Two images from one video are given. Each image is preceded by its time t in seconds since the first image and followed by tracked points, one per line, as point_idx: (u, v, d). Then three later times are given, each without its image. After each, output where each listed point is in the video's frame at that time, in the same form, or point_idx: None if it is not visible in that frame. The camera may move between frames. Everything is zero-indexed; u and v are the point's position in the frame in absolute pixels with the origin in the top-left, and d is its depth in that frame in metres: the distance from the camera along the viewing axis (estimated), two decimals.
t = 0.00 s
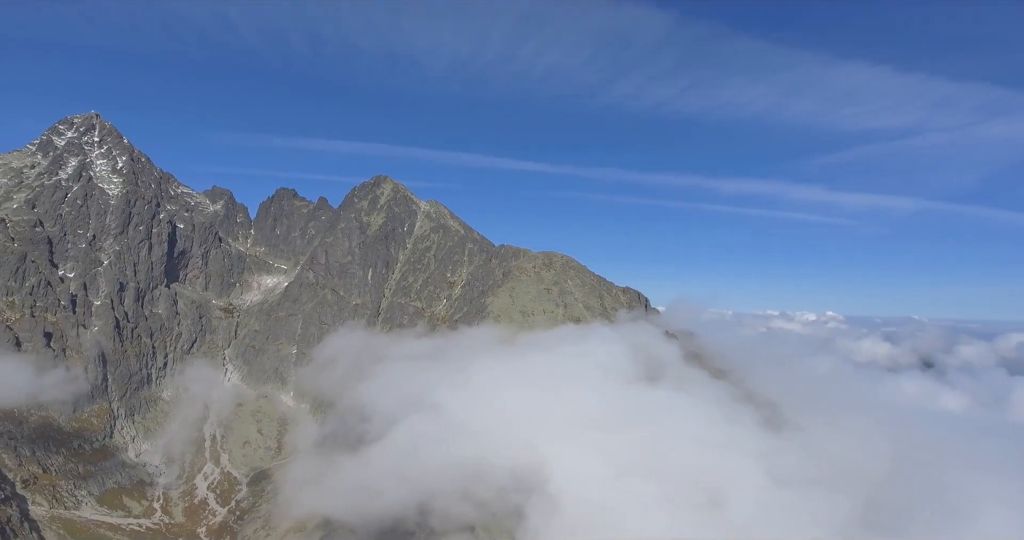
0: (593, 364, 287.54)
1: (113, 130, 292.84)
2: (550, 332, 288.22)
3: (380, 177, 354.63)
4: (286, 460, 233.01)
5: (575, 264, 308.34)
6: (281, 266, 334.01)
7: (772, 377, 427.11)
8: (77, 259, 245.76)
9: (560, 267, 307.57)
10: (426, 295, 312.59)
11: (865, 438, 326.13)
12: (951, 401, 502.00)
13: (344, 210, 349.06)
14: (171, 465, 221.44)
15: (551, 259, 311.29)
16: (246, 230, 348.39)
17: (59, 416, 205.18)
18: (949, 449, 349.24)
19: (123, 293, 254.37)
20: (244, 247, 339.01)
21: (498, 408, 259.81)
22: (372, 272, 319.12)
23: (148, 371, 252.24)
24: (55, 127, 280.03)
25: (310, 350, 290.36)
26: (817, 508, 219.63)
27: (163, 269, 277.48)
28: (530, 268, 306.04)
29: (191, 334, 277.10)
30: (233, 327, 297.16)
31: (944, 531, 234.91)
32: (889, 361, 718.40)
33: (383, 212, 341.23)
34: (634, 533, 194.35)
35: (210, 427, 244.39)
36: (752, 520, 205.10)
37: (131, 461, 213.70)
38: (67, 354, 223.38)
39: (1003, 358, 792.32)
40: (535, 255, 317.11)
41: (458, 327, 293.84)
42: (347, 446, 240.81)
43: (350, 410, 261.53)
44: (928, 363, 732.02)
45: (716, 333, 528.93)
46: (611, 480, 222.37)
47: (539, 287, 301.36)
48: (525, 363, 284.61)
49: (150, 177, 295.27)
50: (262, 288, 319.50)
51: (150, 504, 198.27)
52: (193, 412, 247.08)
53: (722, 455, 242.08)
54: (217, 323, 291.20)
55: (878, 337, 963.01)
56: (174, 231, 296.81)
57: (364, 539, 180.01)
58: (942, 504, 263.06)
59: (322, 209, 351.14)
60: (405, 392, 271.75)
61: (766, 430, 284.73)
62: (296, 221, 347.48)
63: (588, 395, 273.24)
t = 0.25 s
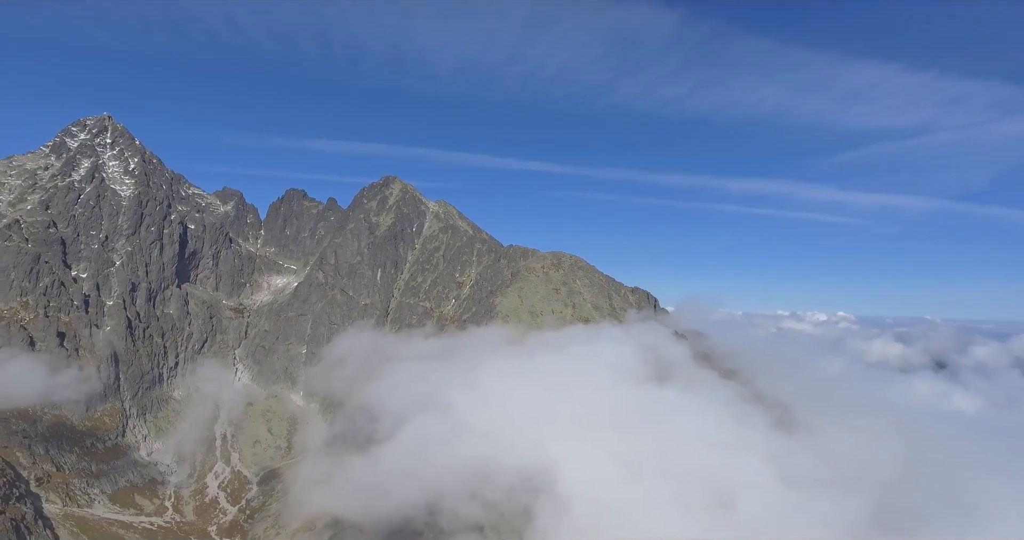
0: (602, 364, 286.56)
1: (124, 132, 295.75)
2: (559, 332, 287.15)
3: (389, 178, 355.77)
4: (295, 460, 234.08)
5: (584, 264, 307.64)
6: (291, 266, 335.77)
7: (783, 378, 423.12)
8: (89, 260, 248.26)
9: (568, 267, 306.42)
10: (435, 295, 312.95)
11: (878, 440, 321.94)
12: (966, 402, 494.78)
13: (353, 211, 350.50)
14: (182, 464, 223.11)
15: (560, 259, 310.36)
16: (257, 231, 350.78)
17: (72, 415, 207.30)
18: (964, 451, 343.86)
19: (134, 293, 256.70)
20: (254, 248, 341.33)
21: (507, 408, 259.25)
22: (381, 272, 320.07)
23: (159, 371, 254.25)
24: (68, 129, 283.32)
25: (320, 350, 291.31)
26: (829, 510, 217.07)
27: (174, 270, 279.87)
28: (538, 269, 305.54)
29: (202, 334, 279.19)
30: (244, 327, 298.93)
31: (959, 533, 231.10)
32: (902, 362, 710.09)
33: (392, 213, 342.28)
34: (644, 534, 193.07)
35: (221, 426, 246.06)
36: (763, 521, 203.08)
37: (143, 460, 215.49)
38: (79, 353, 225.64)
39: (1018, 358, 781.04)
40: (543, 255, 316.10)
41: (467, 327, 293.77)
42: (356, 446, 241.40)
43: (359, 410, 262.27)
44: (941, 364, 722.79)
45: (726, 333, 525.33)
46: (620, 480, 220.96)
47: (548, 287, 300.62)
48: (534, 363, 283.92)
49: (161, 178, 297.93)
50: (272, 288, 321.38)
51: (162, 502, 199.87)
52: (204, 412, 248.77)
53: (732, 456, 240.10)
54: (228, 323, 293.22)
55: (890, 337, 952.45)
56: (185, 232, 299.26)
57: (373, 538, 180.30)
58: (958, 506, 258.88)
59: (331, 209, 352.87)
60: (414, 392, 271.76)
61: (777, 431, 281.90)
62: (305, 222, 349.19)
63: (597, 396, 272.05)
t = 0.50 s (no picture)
0: (610, 365, 285.23)
1: (136, 134, 298.51)
2: (567, 333, 285.81)
3: (398, 178, 356.95)
4: (305, 459, 235.01)
5: (592, 264, 305.47)
6: (301, 267, 337.28)
7: (794, 379, 419.16)
8: (102, 260, 250.60)
9: (576, 267, 305.56)
10: (443, 296, 313.14)
11: (890, 441, 317.98)
12: (980, 404, 487.83)
13: (362, 211, 351.83)
14: (193, 463, 224.56)
15: (568, 259, 309.30)
16: (266, 231, 352.85)
17: (85, 414, 209.19)
18: (980, 452, 338.64)
19: (146, 294, 258.82)
20: (264, 248, 343.28)
21: (515, 408, 258.49)
22: (390, 272, 320.91)
23: (170, 371, 256.08)
24: (81, 131, 286.39)
25: (329, 350, 291.92)
26: (842, 511, 214.45)
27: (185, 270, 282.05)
28: (547, 269, 304.68)
29: (212, 334, 280.93)
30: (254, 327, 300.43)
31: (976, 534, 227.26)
32: (914, 363, 701.56)
33: (400, 213, 343.30)
34: (653, 535, 191.72)
35: (232, 426, 247.47)
36: (774, 523, 201.01)
37: (154, 459, 217.07)
38: (92, 353, 227.72)
39: None
40: (552, 255, 315.60)
41: (475, 328, 293.62)
42: (365, 446, 241.88)
43: (367, 410, 262.71)
44: (954, 365, 713.66)
45: (735, 334, 521.87)
46: (629, 482, 219.49)
47: (556, 287, 299.66)
48: (542, 363, 283.15)
49: (172, 179, 300.32)
50: (281, 289, 322.99)
51: (173, 501, 201.23)
52: (215, 412, 250.30)
53: (742, 457, 238.17)
54: (238, 323, 295.00)
55: (902, 338, 942.32)
56: (196, 232, 301.44)
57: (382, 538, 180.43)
58: (973, 507, 254.63)
59: (340, 210, 354.57)
60: (423, 392, 271.74)
61: (788, 433, 279.09)
62: (314, 223, 350.91)
63: (606, 396, 270.77)
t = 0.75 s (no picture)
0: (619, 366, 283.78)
1: (147, 135, 301.19)
2: (576, 333, 283.91)
3: (406, 179, 357.53)
4: (314, 459, 235.95)
5: (600, 264, 304.74)
6: (310, 267, 338.77)
7: (805, 379, 415.33)
8: (114, 261, 252.97)
9: (584, 267, 304.23)
10: (451, 296, 313.24)
11: (903, 443, 313.87)
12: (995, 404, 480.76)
13: (371, 212, 352.81)
14: (204, 462, 226.12)
15: (576, 259, 308.30)
16: (276, 232, 354.81)
17: (97, 413, 211.31)
18: (995, 454, 333.36)
19: (157, 294, 261.13)
20: (274, 249, 345.24)
21: (524, 409, 257.82)
22: (398, 273, 321.55)
23: (181, 371, 258.06)
24: (93, 133, 289.74)
25: (338, 350, 292.43)
26: (855, 513, 212.09)
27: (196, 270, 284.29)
28: (555, 269, 303.75)
29: (223, 334, 282.81)
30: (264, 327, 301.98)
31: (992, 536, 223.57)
32: (927, 363, 693.40)
33: (409, 214, 343.93)
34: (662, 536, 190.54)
35: (242, 425, 248.96)
36: (785, 524, 198.96)
37: (166, 458, 218.83)
38: (104, 353, 229.89)
39: None
40: (560, 255, 315.07)
41: (483, 328, 293.41)
42: (374, 446, 242.38)
43: (376, 410, 263.17)
44: (968, 365, 704.56)
45: (745, 333, 518.47)
46: (638, 482, 218.25)
47: (565, 287, 298.66)
48: (551, 363, 282.27)
49: (183, 180, 302.67)
50: (291, 289, 324.57)
51: (184, 499, 202.74)
52: (225, 411, 251.90)
53: (752, 459, 236.19)
54: (248, 323, 296.72)
55: (914, 338, 932.39)
56: (206, 233, 303.64)
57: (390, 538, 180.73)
58: (989, 509, 250.53)
59: (349, 211, 355.88)
60: (432, 392, 271.74)
61: (799, 434, 276.24)
62: (323, 223, 352.28)
63: (615, 397, 269.50)
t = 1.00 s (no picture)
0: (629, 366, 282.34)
1: (160, 137, 304.18)
2: (586, 333, 285.18)
3: (416, 179, 359.09)
4: (325, 458, 236.88)
5: (610, 264, 305.79)
6: (320, 268, 340.41)
7: (817, 380, 411.45)
8: (127, 261, 255.60)
9: (594, 267, 305.48)
10: (461, 296, 313.49)
11: (918, 444, 309.51)
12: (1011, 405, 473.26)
13: (381, 212, 354.22)
14: (215, 461, 227.64)
15: (585, 260, 309.57)
16: (287, 233, 356.89)
17: (111, 412, 213.56)
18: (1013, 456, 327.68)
19: (170, 294, 263.53)
20: (284, 249, 347.38)
21: (534, 409, 257.13)
22: (408, 273, 322.38)
23: (193, 370, 260.13)
24: (106, 135, 293.30)
25: (348, 350, 293.35)
26: (870, 514, 209.29)
27: (207, 271, 286.64)
28: (565, 269, 305.60)
29: (234, 334, 284.80)
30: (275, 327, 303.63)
31: None
32: (941, 363, 684.45)
33: (418, 214, 345.12)
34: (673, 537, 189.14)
35: (253, 424, 250.48)
36: (798, 526, 196.64)
37: (178, 457, 220.65)
38: (118, 352, 232.25)
39: None
40: (569, 255, 316.27)
41: (493, 328, 293.52)
42: (384, 445, 242.89)
43: (386, 410, 263.81)
44: (983, 366, 695.10)
45: (755, 334, 515.08)
46: (649, 483, 216.84)
47: (574, 288, 299.66)
48: (561, 364, 281.44)
49: (195, 181, 305.27)
50: (301, 289, 326.24)
51: (196, 498, 204.26)
52: (237, 411, 253.54)
53: (764, 460, 234.02)
54: (259, 323, 298.67)
55: (928, 338, 921.90)
56: (218, 234, 306.04)
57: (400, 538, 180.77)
58: (1008, 512, 245.94)
59: (359, 212, 357.45)
60: (441, 392, 271.78)
61: (812, 435, 273.13)
62: (334, 223, 354.12)
63: (625, 397, 268.10)
